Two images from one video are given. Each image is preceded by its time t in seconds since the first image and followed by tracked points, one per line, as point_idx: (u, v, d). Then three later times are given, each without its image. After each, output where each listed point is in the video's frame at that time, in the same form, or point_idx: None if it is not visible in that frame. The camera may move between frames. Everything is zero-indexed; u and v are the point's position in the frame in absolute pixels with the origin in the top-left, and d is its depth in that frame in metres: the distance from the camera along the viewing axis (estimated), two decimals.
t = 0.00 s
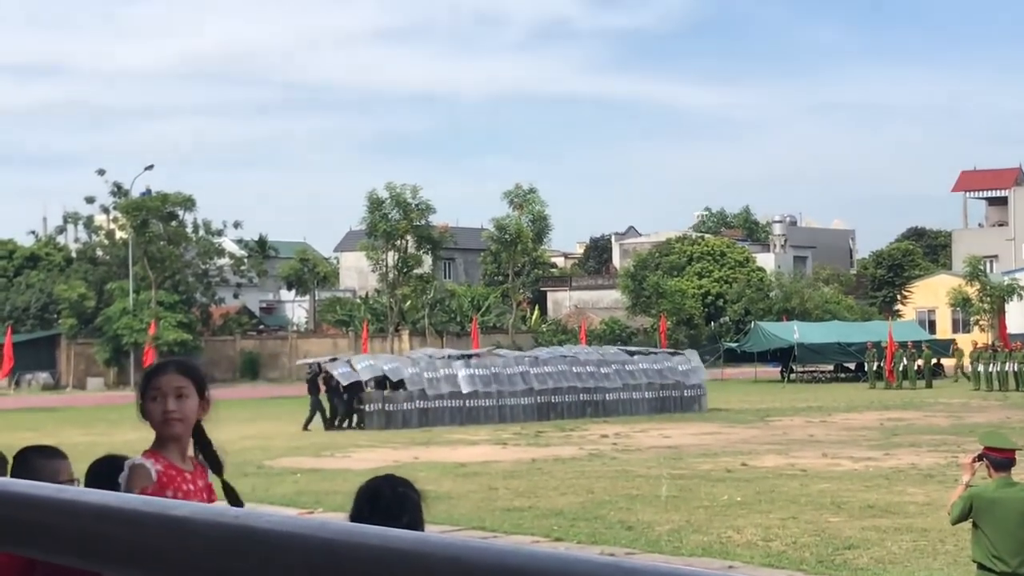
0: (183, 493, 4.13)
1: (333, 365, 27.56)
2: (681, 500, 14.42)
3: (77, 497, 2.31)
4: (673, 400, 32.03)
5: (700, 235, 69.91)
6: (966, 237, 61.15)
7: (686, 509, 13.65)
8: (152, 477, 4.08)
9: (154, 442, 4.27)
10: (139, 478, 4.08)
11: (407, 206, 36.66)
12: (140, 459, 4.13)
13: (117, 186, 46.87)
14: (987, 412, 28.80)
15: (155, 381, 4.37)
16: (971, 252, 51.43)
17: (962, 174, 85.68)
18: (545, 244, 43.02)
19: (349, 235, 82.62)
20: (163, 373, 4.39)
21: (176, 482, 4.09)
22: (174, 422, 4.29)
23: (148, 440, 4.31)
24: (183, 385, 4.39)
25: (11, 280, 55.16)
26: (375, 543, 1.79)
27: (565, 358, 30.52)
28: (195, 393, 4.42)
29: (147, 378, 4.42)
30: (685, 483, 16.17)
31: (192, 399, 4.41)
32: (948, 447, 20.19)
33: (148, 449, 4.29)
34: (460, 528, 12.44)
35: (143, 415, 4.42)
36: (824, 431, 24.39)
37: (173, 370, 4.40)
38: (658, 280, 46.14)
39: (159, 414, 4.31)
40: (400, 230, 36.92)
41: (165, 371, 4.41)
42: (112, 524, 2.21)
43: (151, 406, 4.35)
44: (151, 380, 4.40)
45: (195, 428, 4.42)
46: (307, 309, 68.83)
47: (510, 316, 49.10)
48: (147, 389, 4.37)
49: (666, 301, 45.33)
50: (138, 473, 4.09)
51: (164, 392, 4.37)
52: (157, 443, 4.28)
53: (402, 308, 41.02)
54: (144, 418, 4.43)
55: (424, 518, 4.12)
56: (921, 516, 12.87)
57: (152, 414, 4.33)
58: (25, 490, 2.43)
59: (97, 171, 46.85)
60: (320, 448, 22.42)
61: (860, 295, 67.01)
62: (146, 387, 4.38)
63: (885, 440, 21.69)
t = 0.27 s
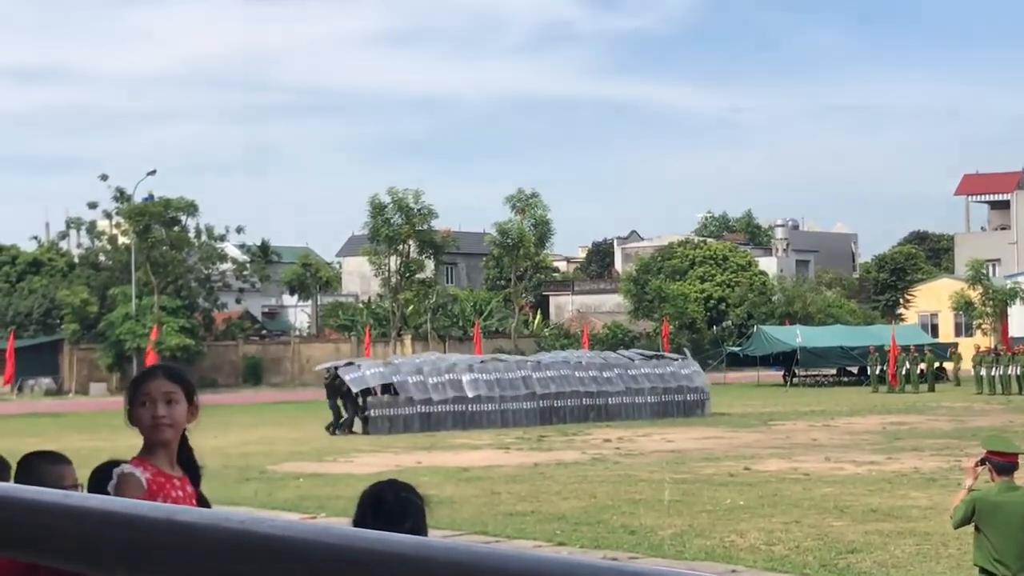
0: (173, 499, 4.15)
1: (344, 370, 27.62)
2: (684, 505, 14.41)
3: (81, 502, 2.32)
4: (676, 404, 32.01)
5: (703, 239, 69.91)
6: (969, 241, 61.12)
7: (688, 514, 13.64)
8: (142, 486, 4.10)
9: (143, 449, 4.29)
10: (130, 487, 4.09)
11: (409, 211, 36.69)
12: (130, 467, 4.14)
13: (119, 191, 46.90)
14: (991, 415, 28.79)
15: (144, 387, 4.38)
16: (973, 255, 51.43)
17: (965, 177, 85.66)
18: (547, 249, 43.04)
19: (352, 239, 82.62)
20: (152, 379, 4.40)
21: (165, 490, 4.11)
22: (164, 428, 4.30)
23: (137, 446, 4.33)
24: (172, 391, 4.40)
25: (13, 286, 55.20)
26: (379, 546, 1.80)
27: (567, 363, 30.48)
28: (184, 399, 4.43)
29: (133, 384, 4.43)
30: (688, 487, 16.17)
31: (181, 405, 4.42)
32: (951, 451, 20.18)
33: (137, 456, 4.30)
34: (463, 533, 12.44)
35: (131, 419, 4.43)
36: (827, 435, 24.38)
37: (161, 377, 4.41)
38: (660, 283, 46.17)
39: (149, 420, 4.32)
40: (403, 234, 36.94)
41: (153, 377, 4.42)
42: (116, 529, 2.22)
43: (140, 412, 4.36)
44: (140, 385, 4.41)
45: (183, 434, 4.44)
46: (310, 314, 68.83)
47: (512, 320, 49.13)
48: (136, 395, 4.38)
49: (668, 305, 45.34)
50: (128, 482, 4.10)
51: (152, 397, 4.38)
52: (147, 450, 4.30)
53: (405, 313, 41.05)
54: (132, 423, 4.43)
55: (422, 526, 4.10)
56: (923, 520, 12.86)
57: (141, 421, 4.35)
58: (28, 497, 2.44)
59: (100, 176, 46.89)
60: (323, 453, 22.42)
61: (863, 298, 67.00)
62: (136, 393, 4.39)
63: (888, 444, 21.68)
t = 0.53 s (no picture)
0: (175, 504, 4.14)
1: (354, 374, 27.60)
2: (689, 509, 14.39)
3: (85, 506, 2.32)
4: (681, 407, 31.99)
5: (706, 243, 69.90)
6: (972, 244, 61.08)
7: (693, 518, 13.63)
8: (147, 490, 4.10)
9: (144, 454, 4.28)
10: (135, 491, 4.09)
11: (412, 216, 36.73)
12: (132, 472, 4.14)
13: (123, 196, 46.95)
14: (994, 419, 28.75)
15: (146, 392, 4.38)
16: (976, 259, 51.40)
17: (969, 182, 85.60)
18: (551, 253, 43.06)
19: (355, 243, 82.61)
20: (153, 385, 4.40)
21: (169, 494, 4.11)
22: (166, 434, 4.31)
23: (137, 451, 4.32)
24: (173, 396, 4.40)
25: (17, 291, 55.29)
26: (383, 550, 1.80)
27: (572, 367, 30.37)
28: (184, 404, 4.44)
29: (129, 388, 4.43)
30: (692, 491, 16.15)
31: (181, 410, 4.43)
32: (955, 455, 20.15)
33: (138, 461, 4.30)
34: (467, 537, 12.43)
35: (130, 424, 4.42)
36: (831, 439, 24.36)
37: (162, 381, 4.42)
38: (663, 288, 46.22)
39: (150, 425, 4.33)
40: (405, 239, 36.97)
41: (153, 382, 4.42)
42: (121, 534, 2.21)
43: (140, 417, 4.36)
44: (140, 390, 4.40)
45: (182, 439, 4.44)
46: (313, 319, 68.83)
47: (516, 325, 49.17)
48: (138, 399, 4.37)
49: (672, 310, 45.37)
50: (133, 486, 4.10)
51: (153, 403, 4.38)
52: (148, 455, 4.29)
53: (409, 317, 41.09)
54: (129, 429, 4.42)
55: (426, 528, 4.13)
56: (928, 523, 12.85)
57: (142, 425, 4.34)
58: (31, 502, 2.44)
59: (104, 182, 46.92)
60: (327, 458, 22.41)
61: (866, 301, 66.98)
62: (137, 399, 4.38)
63: (892, 448, 21.66)
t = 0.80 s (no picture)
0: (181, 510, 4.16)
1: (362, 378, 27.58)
2: (694, 513, 14.37)
3: (90, 512, 2.32)
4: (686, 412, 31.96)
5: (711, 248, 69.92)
6: (977, 248, 61.08)
7: (698, 522, 13.61)
8: (151, 498, 4.11)
9: (149, 459, 4.29)
10: (139, 498, 4.10)
11: (417, 220, 36.78)
12: (138, 479, 4.16)
13: (128, 202, 47.01)
14: (999, 423, 28.71)
15: (153, 396, 4.37)
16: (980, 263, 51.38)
17: (973, 186, 85.55)
18: (555, 257, 43.07)
19: (360, 249, 82.67)
20: (160, 389, 4.39)
21: (173, 501, 4.14)
22: (172, 440, 4.32)
23: (142, 456, 4.33)
24: (180, 401, 4.41)
25: (22, 296, 55.37)
26: (389, 554, 1.80)
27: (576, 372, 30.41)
28: (191, 409, 4.44)
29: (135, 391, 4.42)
30: (697, 495, 16.13)
31: (188, 414, 4.44)
32: (960, 459, 20.12)
33: (142, 465, 4.31)
34: (472, 542, 12.42)
35: (135, 427, 4.42)
36: (836, 443, 24.34)
37: (169, 386, 4.42)
38: (668, 292, 46.23)
39: (157, 430, 4.33)
40: (410, 244, 36.99)
41: (161, 385, 4.42)
42: (126, 541, 2.22)
43: (147, 422, 4.36)
44: (147, 394, 4.40)
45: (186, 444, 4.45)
46: (318, 323, 68.87)
47: (520, 329, 49.19)
48: (145, 402, 4.37)
49: (676, 314, 45.37)
50: (137, 494, 4.11)
51: (161, 407, 4.38)
52: (153, 460, 4.30)
53: (413, 322, 41.11)
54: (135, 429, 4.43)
55: (429, 537, 4.15)
56: (933, 527, 12.83)
57: (148, 429, 4.34)
58: (36, 507, 2.44)
59: (109, 187, 46.99)
60: (332, 463, 22.41)
61: (870, 305, 66.95)
62: (142, 401, 4.37)
63: (897, 452, 21.63)
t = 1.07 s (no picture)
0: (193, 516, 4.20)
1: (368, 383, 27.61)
2: (699, 518, 14.36)
3: (94, 517, 2.33)
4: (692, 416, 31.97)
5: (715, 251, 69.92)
6: (982, 252, 61.03)
7: (703, 527, 13.60)
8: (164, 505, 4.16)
9: (161, 465, 4.33)
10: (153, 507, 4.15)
11: (421, 225, 36.82)
12: (151, 486, 4.20)
13: (132, 207, 46.99)
14: (1004, 427, 28.68)
15: (165, 403, 4.38)
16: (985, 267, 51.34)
17: (978, 189, 85.49)
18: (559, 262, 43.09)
19: (365, 254, 82.69)
20: (172, 395, 4.41)
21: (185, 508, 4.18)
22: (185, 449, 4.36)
23: (154, 460, 4.36)
24: (191, 408, 4.43)
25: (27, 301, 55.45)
26: (390, 558, 1.82)
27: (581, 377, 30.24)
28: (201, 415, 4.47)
29: (145, 395, 4.42)
30: (702, 500, 16.12)
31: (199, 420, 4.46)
32: (966, 463, 20.10)
33: (154, 470, 4.34)
34: (476, 547, 12.42)
35: (146, 431, 4.42)
36: (841, 447, 24.32)
37: (180, 393, 4.43)
38: (672, 296, 46.22)
39: (171, 438, 4.37)
40: (414, 248, 37.03)
41: (170, 391, 4.42)
42: (129, 546, 2.23)
43: (159, 427, 4.38)
44: (158, 400, 4.40)
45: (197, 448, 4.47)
46: (323, 328, 68.92)
47: (525, 333, 49.20)
48: (157, 409, 4.38)
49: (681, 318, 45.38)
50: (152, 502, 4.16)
51: (173, 414, 4.39)
52: (165, 465, 4.34)
53: (417, 326, 41.14)
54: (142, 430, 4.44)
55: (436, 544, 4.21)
56: (938, 532, 12.82)
57: (161, 435, 4.37)
58: (40, 512, 2.45)
59: (113, 192, 47.02)
60: (336, 467, 22.40)
61: (875, 309, 66.94)
62: (155, 408, 4.38)
63: (902, 456, 21.61)
